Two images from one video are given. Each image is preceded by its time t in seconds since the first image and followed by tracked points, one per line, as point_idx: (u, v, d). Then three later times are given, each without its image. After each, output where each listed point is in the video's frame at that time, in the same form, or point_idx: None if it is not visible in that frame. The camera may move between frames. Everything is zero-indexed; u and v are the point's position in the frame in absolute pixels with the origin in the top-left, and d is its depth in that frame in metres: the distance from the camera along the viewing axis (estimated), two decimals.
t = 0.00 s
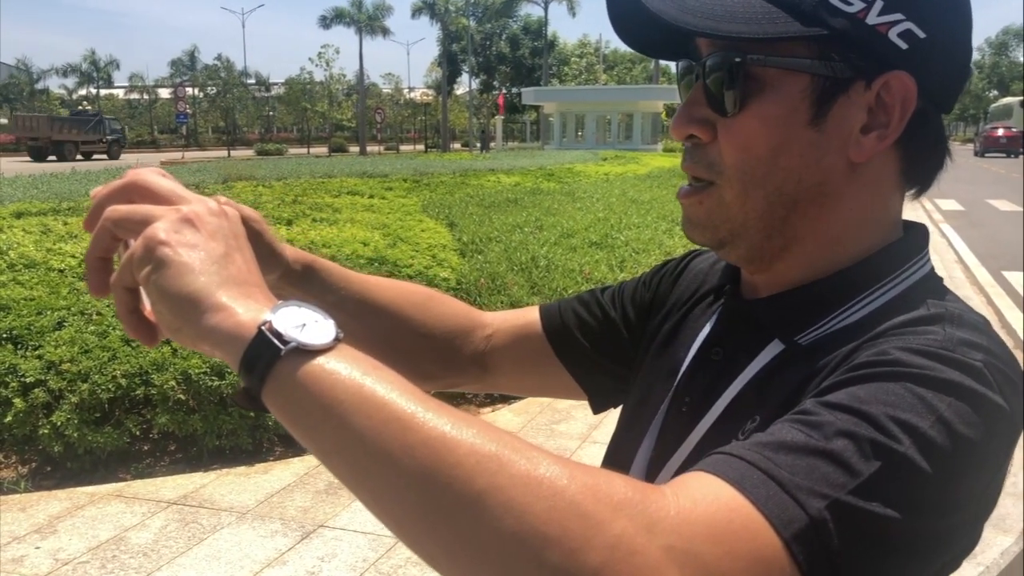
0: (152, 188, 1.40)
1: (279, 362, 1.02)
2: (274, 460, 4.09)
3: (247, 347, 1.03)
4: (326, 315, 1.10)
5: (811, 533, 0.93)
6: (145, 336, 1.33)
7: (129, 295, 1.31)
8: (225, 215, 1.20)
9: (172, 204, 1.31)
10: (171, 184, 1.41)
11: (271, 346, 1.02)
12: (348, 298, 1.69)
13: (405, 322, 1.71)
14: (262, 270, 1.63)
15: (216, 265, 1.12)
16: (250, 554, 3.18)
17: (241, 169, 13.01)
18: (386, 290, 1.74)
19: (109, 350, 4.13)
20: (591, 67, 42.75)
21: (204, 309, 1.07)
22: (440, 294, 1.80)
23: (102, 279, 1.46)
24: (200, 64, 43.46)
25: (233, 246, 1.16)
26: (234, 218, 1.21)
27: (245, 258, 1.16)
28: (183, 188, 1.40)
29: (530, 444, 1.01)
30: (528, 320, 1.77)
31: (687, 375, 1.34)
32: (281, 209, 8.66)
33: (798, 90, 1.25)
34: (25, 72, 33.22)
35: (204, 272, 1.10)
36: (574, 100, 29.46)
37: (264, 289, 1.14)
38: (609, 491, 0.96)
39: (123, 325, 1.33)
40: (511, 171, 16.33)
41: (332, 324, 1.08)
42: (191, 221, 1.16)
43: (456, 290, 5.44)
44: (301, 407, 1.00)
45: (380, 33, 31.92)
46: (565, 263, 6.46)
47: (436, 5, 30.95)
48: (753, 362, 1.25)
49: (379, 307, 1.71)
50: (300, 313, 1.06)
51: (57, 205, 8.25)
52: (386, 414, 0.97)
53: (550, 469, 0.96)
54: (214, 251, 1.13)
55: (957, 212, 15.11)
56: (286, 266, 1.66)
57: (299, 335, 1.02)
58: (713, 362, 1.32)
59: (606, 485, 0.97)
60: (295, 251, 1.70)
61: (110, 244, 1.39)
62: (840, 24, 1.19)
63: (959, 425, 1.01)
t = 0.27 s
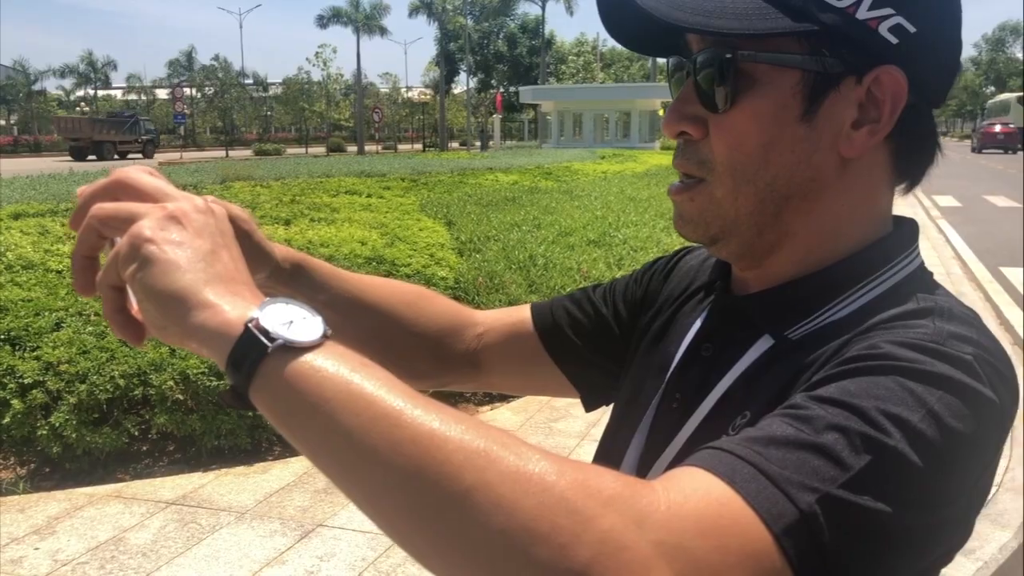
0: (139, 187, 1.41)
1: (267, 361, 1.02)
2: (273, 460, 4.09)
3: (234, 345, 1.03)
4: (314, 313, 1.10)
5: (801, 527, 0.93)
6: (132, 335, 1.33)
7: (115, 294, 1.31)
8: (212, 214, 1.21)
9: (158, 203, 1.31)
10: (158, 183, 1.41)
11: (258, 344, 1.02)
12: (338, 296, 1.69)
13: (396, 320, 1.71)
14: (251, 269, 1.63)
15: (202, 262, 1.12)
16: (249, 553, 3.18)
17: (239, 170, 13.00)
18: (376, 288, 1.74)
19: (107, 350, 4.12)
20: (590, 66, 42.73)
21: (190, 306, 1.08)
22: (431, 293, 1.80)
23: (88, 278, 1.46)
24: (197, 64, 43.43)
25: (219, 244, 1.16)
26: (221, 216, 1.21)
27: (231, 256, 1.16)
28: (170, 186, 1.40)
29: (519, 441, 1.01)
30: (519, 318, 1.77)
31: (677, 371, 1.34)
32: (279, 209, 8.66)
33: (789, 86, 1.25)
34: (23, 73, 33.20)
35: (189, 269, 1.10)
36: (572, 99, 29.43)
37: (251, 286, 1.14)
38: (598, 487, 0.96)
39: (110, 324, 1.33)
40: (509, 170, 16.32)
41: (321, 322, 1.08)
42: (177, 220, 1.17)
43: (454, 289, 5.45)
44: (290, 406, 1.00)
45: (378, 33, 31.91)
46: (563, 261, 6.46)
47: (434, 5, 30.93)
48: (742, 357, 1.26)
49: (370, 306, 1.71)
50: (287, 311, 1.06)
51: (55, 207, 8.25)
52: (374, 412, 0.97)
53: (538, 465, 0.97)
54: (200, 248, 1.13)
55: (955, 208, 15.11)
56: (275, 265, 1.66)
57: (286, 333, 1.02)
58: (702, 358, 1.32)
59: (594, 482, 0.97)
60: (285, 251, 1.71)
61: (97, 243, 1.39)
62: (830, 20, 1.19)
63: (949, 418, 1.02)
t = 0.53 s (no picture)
0: (127, 185, 1.40)
1: (255, 360, 1.02)
2: (271, 459, 4.08)
3: (222, 345, 1.03)
4: (303, 312, 1.09)
5: (793, 526, 0.93)
6: (122, 337, 1.32)
7: (103, 294, 1.30)
8: (201, 213, 1.20)
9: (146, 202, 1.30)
10: (146, 181, 1.40)
11: (246, 343, 1.02)
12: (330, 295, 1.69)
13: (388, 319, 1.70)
14: (240, 270, 1.62)
15: (189, 262, 1.11)
16: (247, 552, 3.18)
17: (237, 168, 12.98)
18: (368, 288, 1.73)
19: (105, 349, 4.11)
20: (588, 64, 42.69)
21: (178, 306, 1.07)
22: (423, 292, 1.79)
23: (76, 279, 1.46)
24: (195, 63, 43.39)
25: (208, 243, 1.16)
26: (209, 216, 1.21)
27: (219, 255, 1.16)
28: (158, 186, 1.40)
29: (510, 439, 1.01)
30: (513, 318, 1.77)
31: (670, 369, 1.34)
32: (277, 208, 8.65)
33: (783, 83, 1.25)
34: (21, 71, 33.13)
35: (177, 268, 1.10)
36: (570, 97, 29.40)
37: (241, 286, 1.14)
38: (590, 485, 0.96)
39: (98, 325, 1.32)
40: (507, 168, 16.31)
41: (310, 321, 1.08)
42: (165, 220, 1.16)
43: (451, 287, 5.44)
44: (279, 406, 0.99)
45: (376, 31, 31.86)
46: (561, 259, 6.45)
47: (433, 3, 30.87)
48: (734, 354, 1.25)
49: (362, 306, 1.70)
50: (277, 311, 1.06)
51: (53, 206, 8.24)
52: (363, 410, 0.97)
53: (530, 465, 0.97)
54: (188, 248, 1.13)
55: (954, 206, 15.10)
56: (265, 266, 1.65)
57: (275, 332, 1.02)
58: (694, 355, 1.32)
59: (585, 479, 0.97)
60: (276, 250, 1.70)
61: (85, 244, 1.39)
62: (824, 16, 1.19)
63: (941, 416, 1.01)
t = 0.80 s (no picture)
0: (127, 181, 1.40)
1: (258, 356, 1.02)
2: (272, 456, 4.09)
3: (225, 343, 1.03)
4: (306, 307, 1.10)
5: (795, 520, 0.94)
6: (124, 334, 1.33)
7: (106, 291, 1.31)
8: (203, 210, 1.21)
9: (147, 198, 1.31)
10: (147, 177, 1.41)
11: (249, 340, 1.02)
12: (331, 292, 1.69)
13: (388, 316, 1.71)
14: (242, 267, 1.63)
15: (192, 259, 1.12)
16: (249, 549, 3.19)
17: (237, 166, 12.98)
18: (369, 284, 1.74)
19: (106, 347, 4.12)
20: (588, 61, 42.63)
21: (181, 303, 1.08)
22: (424, 289, 1.80)
23: (78, 275, 1.47)
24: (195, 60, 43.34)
25: (210, 240, 1.16)
26: (211, 212, 1.21)
27: (222, 251, 1.16)
28: (159, 182, 1.40)
29: (513, 434, 1.02)
30: (514, 315, 1.77)
31: (671, 364, 1.34)
32: (277, 205, 8.65)
33: (784, 81, 1.25)
34: (20, 69, 33.09)
35: (179, 265, 1.11)
36: (570, 94, 29.37)
37: (244, 282, 1.14)
38: (593, 480, 0.97)
39: (101, 322, 1.33)
40: (507, 165, 16.30)
41: (313, 317, 1.08)
42: (167, 216, 1.17)
43: (452, 285, 5.45)
44: (283, 403, 1.00)
45: (376, 28, 31.82)
46: (561, 256, 6.46)
47: None
48: (735, 350, 1.26)
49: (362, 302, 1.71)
50: (280, 307, 1.06)
51: (53, 204, 8.25)
52: (365, 406, 0.98)
53: (532, 459, 0.97)
54: (191, 244, 1.13)
55: (954, 202, 15.09)
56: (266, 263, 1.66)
57: (278, 328, 1.03)
58: (694, 352, 1.32)
59: (589, 474, 0.97)
60: (278, 247, 1.71)
61: (87, 242, 1.39)
62: (824, 14, 1.20)
63: (941, 410, 1.02)
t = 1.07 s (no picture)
0: (132, 209, 1.40)
1: (272, 381, 1.02)
2: (274, 453, 4.10)
3: (242, 367, 1.04)
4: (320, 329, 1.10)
5: (810, 529, 0.94)
6: (141, 361, 1.33)
7: (119, 319, 1.30)
8: (210, 231, 1.21)
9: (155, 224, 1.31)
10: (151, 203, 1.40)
11: (266, 363, 1.03)
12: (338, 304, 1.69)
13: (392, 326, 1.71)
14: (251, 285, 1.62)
15: (203, 282, 1.12)
16: (251, 545, 3.19)
17: (237, 163, 12.97)
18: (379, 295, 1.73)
19: (108, 345, 4.12)
20: (588, 58, 42.54)
21: (194, 327, 1.09)
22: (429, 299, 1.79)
23: (92, 304, 1.47)
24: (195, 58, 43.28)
25: (219, 262, 1.16)
26: (218, 233, 1.21)
27: (231, 271, 1.16)
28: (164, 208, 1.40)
29: (530, 455, 1.01)
30: (516, 322, 1.77)
31: (671, 361, 1.35)
32: (278, 202, 8.65)
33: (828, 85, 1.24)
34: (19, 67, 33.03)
35: (191, 290, 1.11)
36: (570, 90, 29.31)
37: (256, 301, 1.15)
38: (609, 500, 0.96)
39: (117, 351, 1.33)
40: (508, 162, 16.29)
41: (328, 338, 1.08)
42: (175, 241, 1.17)
43: (454, 282, 5.45)
44: (299, 424, 1.00)
45: (375, 25, 31.75)
46: (562, 253, 6.46)
47: None
48: (737, 347, 1.26)
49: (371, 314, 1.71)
50: (295, 329, 1.07)
51: (53, 201, 8.25)
52: (381, 429, 0.98)
53: (546, 480, 0.97)
54: (200, 268, 1.13)
55: (955, 199, 15.07)
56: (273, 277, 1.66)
57: (292, 350, 1.03)
58: (694, 349, 1.33)
59: (604, 494, 0.97)
60: (285, 261, 1.70)
61: (98, 270, 1.39)
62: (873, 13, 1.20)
63: (948, 410, 1.02)
